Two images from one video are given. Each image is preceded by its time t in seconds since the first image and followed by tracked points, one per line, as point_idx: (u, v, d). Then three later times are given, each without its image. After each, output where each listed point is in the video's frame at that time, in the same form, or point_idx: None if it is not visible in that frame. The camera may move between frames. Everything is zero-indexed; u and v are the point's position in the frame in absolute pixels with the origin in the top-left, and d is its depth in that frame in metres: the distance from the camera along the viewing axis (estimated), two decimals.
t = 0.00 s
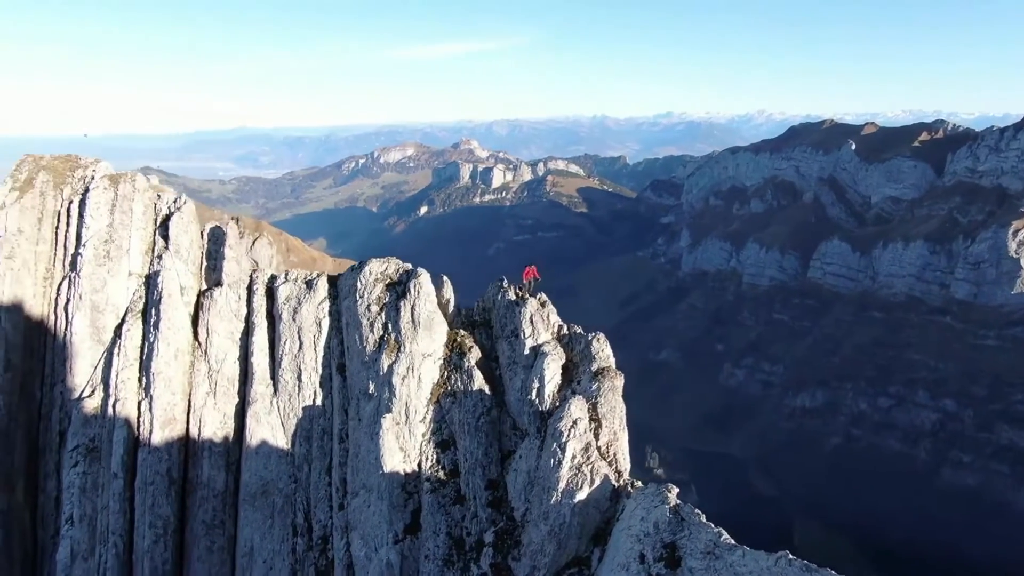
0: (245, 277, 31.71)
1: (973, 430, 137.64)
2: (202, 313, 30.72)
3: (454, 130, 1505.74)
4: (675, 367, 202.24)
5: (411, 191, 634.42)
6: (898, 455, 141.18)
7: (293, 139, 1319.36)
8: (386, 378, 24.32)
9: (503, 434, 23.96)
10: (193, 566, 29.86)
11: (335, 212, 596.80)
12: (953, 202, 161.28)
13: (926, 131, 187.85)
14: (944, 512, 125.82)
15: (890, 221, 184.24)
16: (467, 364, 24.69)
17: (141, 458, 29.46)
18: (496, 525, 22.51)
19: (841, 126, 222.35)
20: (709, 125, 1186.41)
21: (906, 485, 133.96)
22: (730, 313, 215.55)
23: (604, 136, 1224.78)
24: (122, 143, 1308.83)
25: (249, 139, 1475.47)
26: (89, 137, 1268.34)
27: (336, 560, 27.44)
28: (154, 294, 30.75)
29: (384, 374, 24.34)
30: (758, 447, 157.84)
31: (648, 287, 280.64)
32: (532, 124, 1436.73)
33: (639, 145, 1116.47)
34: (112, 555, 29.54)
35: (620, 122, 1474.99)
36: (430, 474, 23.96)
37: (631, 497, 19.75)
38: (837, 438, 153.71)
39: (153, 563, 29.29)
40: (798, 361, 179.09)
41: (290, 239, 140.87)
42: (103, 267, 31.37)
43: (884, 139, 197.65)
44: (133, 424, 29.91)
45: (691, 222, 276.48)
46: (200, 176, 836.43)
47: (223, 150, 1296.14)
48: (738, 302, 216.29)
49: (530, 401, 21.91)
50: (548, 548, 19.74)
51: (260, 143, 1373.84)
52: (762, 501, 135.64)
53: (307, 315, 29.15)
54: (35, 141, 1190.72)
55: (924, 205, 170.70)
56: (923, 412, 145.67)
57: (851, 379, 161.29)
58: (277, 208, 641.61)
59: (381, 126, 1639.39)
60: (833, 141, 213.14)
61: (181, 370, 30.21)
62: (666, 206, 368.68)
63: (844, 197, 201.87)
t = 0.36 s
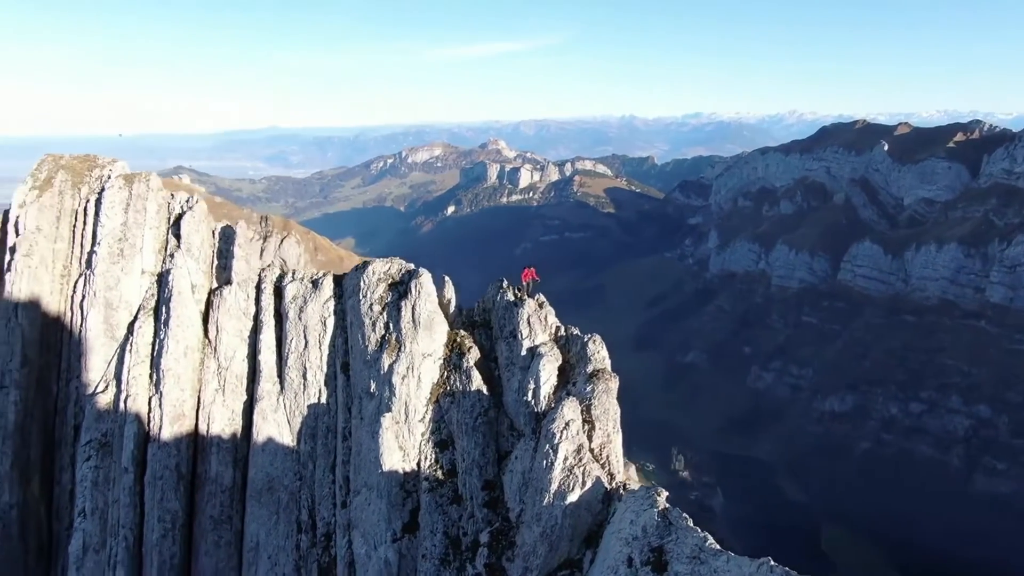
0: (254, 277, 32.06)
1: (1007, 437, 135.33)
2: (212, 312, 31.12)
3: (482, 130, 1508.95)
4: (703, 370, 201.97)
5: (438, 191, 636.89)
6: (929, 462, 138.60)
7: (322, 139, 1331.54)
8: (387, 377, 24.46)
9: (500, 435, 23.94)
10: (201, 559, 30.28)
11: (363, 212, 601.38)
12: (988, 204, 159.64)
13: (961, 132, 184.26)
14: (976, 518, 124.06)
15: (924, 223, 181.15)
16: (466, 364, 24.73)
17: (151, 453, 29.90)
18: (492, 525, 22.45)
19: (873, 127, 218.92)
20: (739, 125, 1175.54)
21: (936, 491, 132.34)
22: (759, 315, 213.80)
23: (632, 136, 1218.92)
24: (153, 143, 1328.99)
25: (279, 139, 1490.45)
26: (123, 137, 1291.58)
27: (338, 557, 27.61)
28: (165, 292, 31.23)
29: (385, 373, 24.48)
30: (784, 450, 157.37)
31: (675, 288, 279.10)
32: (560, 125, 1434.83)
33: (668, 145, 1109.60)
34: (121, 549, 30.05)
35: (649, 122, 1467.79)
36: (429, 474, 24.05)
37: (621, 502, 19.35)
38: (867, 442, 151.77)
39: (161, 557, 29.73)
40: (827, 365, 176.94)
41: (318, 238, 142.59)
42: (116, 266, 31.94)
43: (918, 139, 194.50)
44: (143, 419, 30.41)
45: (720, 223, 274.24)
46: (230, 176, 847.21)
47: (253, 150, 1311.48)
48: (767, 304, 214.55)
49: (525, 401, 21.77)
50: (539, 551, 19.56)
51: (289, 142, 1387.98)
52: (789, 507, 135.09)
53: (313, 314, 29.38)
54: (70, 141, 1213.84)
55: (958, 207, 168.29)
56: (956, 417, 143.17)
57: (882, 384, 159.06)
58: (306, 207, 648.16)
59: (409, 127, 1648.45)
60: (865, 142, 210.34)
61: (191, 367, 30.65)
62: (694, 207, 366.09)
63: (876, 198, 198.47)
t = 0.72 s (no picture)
0: (266, 275, 32.51)
1: None
2: (225, 309, 31.65)
3: (515, 130, 1509.84)
4: (737, 373, 203.65)
5: (471, 190, 640.20)
6: (968, 471, 135.74)
7: (357, 139, 1344.00)
8: (389, 376, 24.63)
9: (499, 435, 23.90)
10: (212, 552, 30.73)
11: (397, 211, 606.02)
12: None
13: (1006, 132, 180.17)
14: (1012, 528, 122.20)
15: (965, 225, 176.88)
16: (466, 363, 24.82)
17: (163, 447, 30.53)
18: (489, 526, 22.41)
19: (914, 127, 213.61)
20: (776, 125, 1160.73)
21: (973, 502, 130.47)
22: (793, 318, 211.69)
23: (667, 136, 1210.93)
24: (192, 143, 1354.52)
25: (314, 138, 1506.61)
26: (163, 137, 1319.91)
27: (342, 554, 27.91)
28: (179, 289, 31.78)
29: (387, 372, 24.65)
30: (816, 457, 157.84)
31: (708, 289, 277.16)
32: (594, 125, 1431.33)
33: (702, 146, 1100.06)
34: (135, 539, 30.80)
35: (683, 122, 1456.92)
36: (429, 472, 24.20)
37: (612, 505, 18.85)
38: (904, 449, 149.24)
39: (173, 549, 30.38)
40: (863, 369, 174.23)
41: (350, 237, 144.25)
42: (133, 262, 32.64)
43: (961, 139, 189.76)
44: (157, 414, 31.04)
45: (754, 224, 271.29)
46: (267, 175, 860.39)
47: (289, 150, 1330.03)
48: (801, 306, 212.73)
49: (522, 403, 21.63)
50: (531, 552, 19.50)
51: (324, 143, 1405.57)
52: (822, 513, 134.78)
53: (321, 312, 29.59)
54: (111, 141, 1240.16)
55: (1002, 210, 165.62)
56: (996, 425, 139.89)
57: (919, 389, 155.89)
58: (341, 206, 655.40)
59: (442, 127, 1657.28)
60: (905, 142, 206.75)
61: (203, 364, 31.21)
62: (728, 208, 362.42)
63: (915, 200, 193.64)
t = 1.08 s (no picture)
0: (278, 274, 32.98)
1: None
2: (238, 307, 32.09)
3: (548, 129, 1508.47)
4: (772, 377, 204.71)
5: (504, 190, 642.22)
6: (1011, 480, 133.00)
7: (391, 139, 1353.23)
8: (391, 374, 24.71)
9: (497, 436, 24.05)
10: (222, 546, 31.28)
11: (430, 211, 609.69)
12: None
13: None
14: None
15: (1008, 229, 177.52)
16: (465, 364, 24.97)
17: (177, 442, 31.12)
18: (485, 526, 22.56)
19: (956, 127, 210.57)
20: (814, 125, 1145.75)
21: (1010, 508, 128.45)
22: (830, 321, 209.70)
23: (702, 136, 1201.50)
24: (228, 141, 1373.52)
25: (348, 138, 1519.95)
26: (202, 136, 1340.59)
27: (347, 551, 28.25)
28: (195, 287, 32.41)
29: (390, 370, 24.75)
30: (850, 460, 156.63)
31: (742, 291, 275.37)
32: (628, 125, 1424.55)
33: (739, 146, 1089.43)
34: (149, 532, 31.48)
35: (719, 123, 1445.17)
36: (428, 471, 24.32)
37: (600, 508, 18.74)
38: (943, 456, 146.09)
39: (185, 541, 31.00)
40: (901, 375, 172.61)
41: (383, 235, 145.46)
42: (150, 260, 33.35)
43: (1003, 141, 185.52)
44: (170, 409, 31.65)
45: (789, 225, 268.41)
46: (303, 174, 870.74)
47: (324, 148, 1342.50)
48: (839, 309, 211.52)
49: (518, 404, 21.56)
50: (522, 553, 19.41)
51: (359, 142, 1417.06)
52: (853, 518, 135.76)
53: (329, 310, 29.86)
54: (150, 139, 1262.49)
55: None
56: None
57: (959, 396, 153.75)
58: (375, 206, 661.34)
59: (477, 127, 1662.44)
60: (945, 143, 203.60)
61: (214, 361, 31.75)
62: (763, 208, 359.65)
63: (957, 202, 193.14)
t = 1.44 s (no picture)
0: (292, 271, 33.37)
1: None
2: (252, 305, 32.57)
3: (583, 129, 1502.75)
4: (809, 381, 203.27)
5: (537, 190, 642.06)
6: None
7: (426, 138, 1358.77)
8: (393, 374, 24.90)
9: (495, 436, 24.14)
10: (234, 539, 31.81)
11: (464, 211, 611.78)
12: None
13: None
14: None
15: None
16: (466, 364, 25.04)
17: (190, 436, 31.70)
18: (481, 525, 22.64)
19: (1002, 127, 206.78)
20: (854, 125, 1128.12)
21: None
22: (869, 324, 207.85)
23: (740, 136, 1188.40)
24: (263, 140, 1385.56)
25: (384, 138, 1527.95)
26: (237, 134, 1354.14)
27: (353, 547, 28.56)
28: (210, 284, 33.05)
29: (392, 370, 24.93)
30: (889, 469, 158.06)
31: (778, 292, 272.89)
32: (664, 125, 1413.87)
33: (776, 147, 1076.08)
34: (163, 524, 32.20)
35: (756, 122, 1429.43)
36: (429, 470, 24.54)
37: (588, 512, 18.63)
38: (984, 465, 147.25)
39: (198, 533, 31.58)
40: (942, 381, 172.24)
41: (417, 235, 146.30)
42: (169, 257, 34.00)
43: None
44: (186, 403, 32.29)
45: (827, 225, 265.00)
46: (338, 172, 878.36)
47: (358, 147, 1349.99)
48: (877, 313, 209.46)
49: (515, 404, 21.57)
50: (515, 553, 19.40)
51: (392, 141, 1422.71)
52: (891, 524, 137.03)
53: (338, 309, 30.17)
54: (187, 138, 1279.18)
55: None
56: None
57: (1002, 403, 155.24)
58: (410, 205, 665.72)
59: (510, 126, 1661.95)
60: (991, 144, 200.92)
61: (227, 358, 32.34)
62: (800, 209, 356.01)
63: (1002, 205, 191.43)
